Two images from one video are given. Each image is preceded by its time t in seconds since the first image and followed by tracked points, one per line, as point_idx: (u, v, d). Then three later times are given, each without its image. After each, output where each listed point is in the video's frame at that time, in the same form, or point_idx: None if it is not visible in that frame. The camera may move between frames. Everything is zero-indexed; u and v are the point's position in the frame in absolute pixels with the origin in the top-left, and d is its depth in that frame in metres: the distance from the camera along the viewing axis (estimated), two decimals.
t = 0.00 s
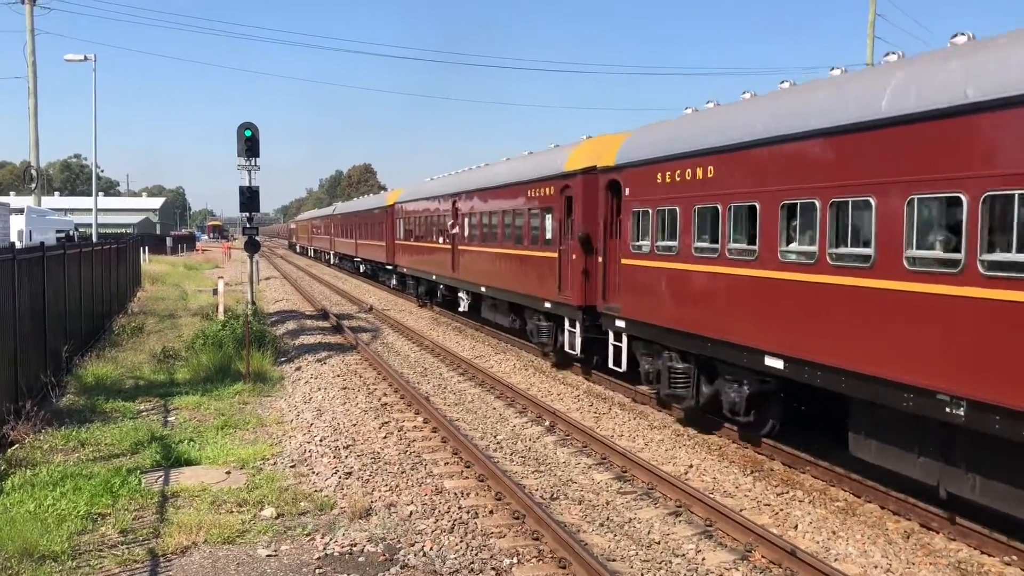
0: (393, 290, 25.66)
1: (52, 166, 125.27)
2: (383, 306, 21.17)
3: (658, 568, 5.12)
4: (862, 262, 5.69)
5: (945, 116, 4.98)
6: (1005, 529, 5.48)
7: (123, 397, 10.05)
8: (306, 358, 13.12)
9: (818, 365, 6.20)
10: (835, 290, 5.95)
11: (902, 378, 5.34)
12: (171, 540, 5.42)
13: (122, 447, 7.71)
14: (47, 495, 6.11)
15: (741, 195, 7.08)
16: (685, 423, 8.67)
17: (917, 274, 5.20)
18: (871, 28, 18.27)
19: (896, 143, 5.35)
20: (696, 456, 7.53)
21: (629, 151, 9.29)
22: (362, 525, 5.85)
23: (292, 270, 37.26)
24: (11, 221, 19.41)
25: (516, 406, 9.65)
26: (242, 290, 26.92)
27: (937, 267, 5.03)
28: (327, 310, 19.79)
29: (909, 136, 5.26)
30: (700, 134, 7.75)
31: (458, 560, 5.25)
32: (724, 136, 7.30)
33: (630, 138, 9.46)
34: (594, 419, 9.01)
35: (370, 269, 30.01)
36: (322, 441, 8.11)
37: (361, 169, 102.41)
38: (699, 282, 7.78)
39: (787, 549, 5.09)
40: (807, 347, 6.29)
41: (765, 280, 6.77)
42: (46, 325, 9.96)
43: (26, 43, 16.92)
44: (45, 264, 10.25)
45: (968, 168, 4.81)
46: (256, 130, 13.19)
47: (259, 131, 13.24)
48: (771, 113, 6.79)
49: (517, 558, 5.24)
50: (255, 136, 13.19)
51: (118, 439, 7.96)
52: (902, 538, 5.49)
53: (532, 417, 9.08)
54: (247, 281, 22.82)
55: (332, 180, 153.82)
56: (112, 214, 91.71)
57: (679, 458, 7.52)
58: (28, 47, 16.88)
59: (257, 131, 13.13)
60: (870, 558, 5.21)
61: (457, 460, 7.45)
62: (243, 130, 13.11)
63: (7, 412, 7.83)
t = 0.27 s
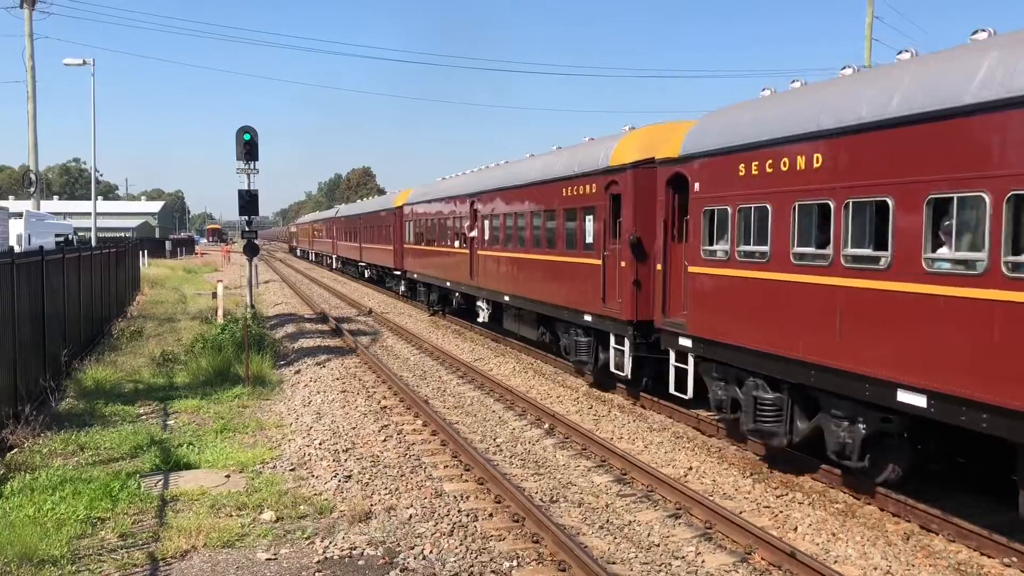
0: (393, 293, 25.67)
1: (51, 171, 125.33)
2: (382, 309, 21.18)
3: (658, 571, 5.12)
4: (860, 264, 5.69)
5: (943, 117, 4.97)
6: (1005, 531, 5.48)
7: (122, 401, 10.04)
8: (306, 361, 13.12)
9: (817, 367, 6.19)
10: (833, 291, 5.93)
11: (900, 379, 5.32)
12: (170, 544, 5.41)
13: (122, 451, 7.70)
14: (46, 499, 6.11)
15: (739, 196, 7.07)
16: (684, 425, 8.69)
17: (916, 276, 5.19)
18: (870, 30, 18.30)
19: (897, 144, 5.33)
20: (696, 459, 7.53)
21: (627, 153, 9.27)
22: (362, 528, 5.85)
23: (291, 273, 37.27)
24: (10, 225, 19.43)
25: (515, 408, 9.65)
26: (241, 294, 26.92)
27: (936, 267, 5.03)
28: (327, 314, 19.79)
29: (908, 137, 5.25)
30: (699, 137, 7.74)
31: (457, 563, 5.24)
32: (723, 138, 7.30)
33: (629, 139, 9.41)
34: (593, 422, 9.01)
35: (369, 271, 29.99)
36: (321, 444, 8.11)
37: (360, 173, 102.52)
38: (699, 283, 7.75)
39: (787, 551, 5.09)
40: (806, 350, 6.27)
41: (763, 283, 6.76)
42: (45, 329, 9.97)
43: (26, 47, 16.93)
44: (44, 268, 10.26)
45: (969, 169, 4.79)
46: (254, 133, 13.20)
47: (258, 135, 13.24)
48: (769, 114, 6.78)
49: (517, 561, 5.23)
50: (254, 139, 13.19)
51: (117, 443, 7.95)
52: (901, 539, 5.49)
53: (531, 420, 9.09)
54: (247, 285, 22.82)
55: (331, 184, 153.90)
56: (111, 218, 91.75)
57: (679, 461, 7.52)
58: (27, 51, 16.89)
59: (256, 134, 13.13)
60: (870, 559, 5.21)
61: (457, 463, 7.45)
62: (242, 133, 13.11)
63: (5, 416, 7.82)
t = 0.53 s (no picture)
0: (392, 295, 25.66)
1: (49, 173, 125.25)
2: (381, 311, 21.17)
3: (657, 573, 5.12)
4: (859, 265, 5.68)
5: (940, 119, 4.96)
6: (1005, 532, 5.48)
7: (121, 404, 10.03)
8: (305, 364, 13.11)
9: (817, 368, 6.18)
10: (834, 292, 5.92)
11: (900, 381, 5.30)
12: (170, 546, 5.41)
13: (121, 454, 7.70)
14: (45, 502, 6.10)
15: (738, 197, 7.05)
16: (684, 426, 8.69)
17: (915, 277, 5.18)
18: (868, 31, 18.32)
19: (897, 146, 5.31)
20: (695, 460, 7.52)
21: (627, 154, 9.26)
22: (361, 531, 5.85)
23: (290, 275, 37.27)
24: (9, 228, 19.42)
25: (514, 410, 9.64)
26: (240, 296, 26.91)
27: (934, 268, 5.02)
28: (326, 316, 19.78)
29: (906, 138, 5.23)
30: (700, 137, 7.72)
31: (457, 566, 5.24)
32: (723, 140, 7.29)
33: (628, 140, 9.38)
34: (592, 423, 9.01)
35: (368, 273, 30.00)
36: (320, 447, 8.10)
37: (358, 175, 102.53)
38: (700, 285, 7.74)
39: (787, 553, 5.09)
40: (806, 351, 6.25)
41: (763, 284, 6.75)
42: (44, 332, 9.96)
43: (24, 49, 16.93)
44: (43, 270, 10.26)
45: (967, 171, 4.78)
46: (253, 135, 13.20)
47: (257, 137, 13.24)
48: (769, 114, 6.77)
49: (516, 563, 5.23)
50: (252, 141, 13.19)
51: (116, 446, 7.94)
52: (901, 541, 5.49)
53: (530, 421, 9.08)
54: (246, 287, 22.82)
55: (330, 186, 153.92)
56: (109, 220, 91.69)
57: (678, 462, 7.52)
58: (26, 54, 16.89)
59: (255, 136, 13.13)
60: (870, 561, 5.21)
61: (456, 465, 7.45)
62: (241, 136, 13.11)
63: (4, 419, 7.81)
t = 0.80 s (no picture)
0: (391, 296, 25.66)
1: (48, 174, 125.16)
2: (380, 312, 21.16)
3: (656, 573, 5.12)
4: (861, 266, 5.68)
5: (942, 119, 4.97)
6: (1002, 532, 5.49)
7: (120, 404, 10.03)
8: (304, 364, 13.11)
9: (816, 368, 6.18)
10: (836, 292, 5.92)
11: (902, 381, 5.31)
12: (169, 547, 5.41)
13: (120, 454, 7.70)
14: (44, 503, 6.10)
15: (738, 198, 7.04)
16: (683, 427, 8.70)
17: (919, 276, 5.20)
18: (867, 31, 18.32)
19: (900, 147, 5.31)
20: (694, 461, 7.53)
21: (625, 154, 9.24)
22: (360, 531, 5.85)
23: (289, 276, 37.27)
24: (7, 228, 19.41)
25: (513, 411, 9.65)
26: (239, 296, 26.91)
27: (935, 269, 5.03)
28: (324, 316, 19.77)
29: (911, 139, 5.23)
30: (698, 137, 7.71)
31: (456, 566, 5.25)
32: (721, 139, 7.29)
33: (626, 139, 9.38)
34: (591, 424, 9.02)
35: (367, 273, 30.02)
36: (320, 447, 8.11)
37: (357, 175, 102.53)
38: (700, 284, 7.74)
39: (785, 553, 5.10)
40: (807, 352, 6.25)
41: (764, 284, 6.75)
42: (42, 333, 9.96)
43: (23, 50, 16.93)
44: (42, 271, 10.25)
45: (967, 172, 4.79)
46: (252, 136, 13.20)
47: (255, 137, 13.24)
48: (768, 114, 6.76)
49: (515, 564, 5.24)
50: (251, 142, 13.19)
51: (115, 446, 7.94)
52: (899, 541, 5.50)
53: (529, 422, 9.09)
54: (244, 287, 22.82)
55: (329, 186, 153.91)
56: (107, 221, 91.64)
57: (677, 462, 7.53)
58: (24, 55, 16.89)
59: (253, 137, 13.13)
60: (868, 561, 5.22)
61: (455, 465, 7.45)
62: (240, 136, 13.11)
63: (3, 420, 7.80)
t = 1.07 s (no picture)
0: (389, 295, 25.64)
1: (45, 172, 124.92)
2: (378, 311, 21.14)
3: (654, 573, 5.12)
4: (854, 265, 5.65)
5: (938, 119, 4.95)
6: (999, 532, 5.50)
7: (117, 404, 10.01)
8: (302, 363, 13.10)
9: (811, 367, 6.16)
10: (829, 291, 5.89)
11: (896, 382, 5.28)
12: (166, 547, 5.40)
13: (117, 454, 7.68)
14: (41, 502, 6.08)
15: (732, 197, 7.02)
16: (681, 426, 8.71)
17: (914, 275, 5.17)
18: (865, 31, 18.32)
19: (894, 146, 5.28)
20: (692, 460, 7.53)
21: (618, 153, 9.21)
22: (358, 531, 5.84)
23: (287, 275, 37.23)
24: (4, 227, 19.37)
25: (511, 410, 9.64)
26: (237, 295, 26.88)
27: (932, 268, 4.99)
28: (322, 316, 19.76)
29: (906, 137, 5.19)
30: (691, 136, 7.67)
31: (454, 565, 5.24)
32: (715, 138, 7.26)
33: (621, 139, 9.36)
34: (589, 423, 9.02)
35: (365, 272, 29.99)
36: (317, 447, 8.09)
37: (355, 175, 102.47)
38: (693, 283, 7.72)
39: (784, 553, 5.10)
40: (800, 351, 6.22)
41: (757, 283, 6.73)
42: (39, 332, 9.93)
43: (20, 48, 16.88)
44: (38, 270, 10.23)
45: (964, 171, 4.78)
46: (249, 135, 13.17)
47: (252, 136, 13.22)
48: (762, 113, 6.72)
49: (513, 564, 5.23)
50: (248, 141, 13.17)
51: (112, 446, 7.92)
52: (897, 541, 5.50)
53: (527, 421, 9.09)
54: (242, 287, 22.80)
55: (328, 185, 153.74)
56: (105, 220, 91.49)
57: (675, 462, 7.53)
58: (21, 53, 16.85)
59: (251, 135, 13.11)
60: (866, 561, 5.22)
61: (453, 465, 7.44)
62: (237, 135, 13.09)
63: None
